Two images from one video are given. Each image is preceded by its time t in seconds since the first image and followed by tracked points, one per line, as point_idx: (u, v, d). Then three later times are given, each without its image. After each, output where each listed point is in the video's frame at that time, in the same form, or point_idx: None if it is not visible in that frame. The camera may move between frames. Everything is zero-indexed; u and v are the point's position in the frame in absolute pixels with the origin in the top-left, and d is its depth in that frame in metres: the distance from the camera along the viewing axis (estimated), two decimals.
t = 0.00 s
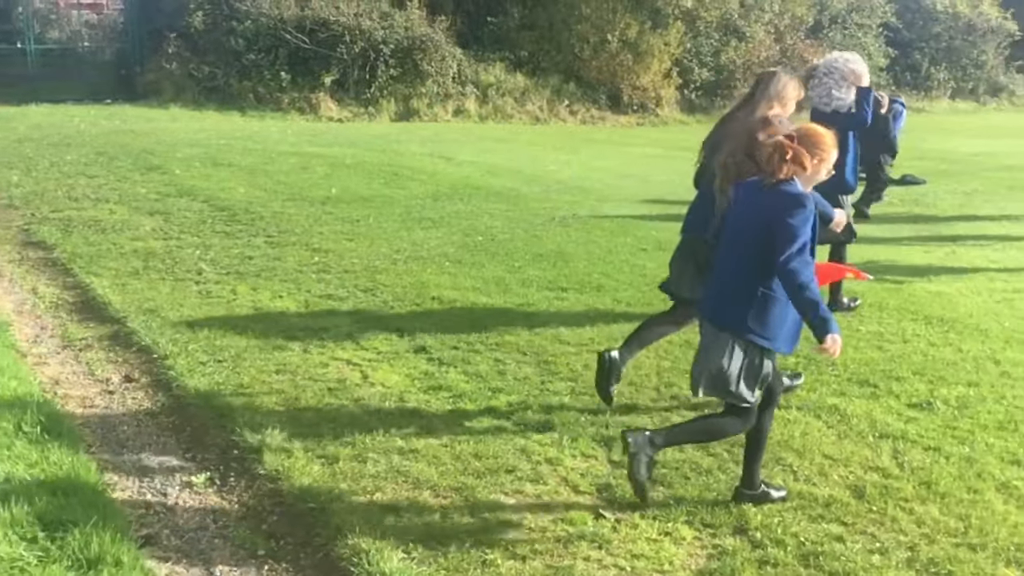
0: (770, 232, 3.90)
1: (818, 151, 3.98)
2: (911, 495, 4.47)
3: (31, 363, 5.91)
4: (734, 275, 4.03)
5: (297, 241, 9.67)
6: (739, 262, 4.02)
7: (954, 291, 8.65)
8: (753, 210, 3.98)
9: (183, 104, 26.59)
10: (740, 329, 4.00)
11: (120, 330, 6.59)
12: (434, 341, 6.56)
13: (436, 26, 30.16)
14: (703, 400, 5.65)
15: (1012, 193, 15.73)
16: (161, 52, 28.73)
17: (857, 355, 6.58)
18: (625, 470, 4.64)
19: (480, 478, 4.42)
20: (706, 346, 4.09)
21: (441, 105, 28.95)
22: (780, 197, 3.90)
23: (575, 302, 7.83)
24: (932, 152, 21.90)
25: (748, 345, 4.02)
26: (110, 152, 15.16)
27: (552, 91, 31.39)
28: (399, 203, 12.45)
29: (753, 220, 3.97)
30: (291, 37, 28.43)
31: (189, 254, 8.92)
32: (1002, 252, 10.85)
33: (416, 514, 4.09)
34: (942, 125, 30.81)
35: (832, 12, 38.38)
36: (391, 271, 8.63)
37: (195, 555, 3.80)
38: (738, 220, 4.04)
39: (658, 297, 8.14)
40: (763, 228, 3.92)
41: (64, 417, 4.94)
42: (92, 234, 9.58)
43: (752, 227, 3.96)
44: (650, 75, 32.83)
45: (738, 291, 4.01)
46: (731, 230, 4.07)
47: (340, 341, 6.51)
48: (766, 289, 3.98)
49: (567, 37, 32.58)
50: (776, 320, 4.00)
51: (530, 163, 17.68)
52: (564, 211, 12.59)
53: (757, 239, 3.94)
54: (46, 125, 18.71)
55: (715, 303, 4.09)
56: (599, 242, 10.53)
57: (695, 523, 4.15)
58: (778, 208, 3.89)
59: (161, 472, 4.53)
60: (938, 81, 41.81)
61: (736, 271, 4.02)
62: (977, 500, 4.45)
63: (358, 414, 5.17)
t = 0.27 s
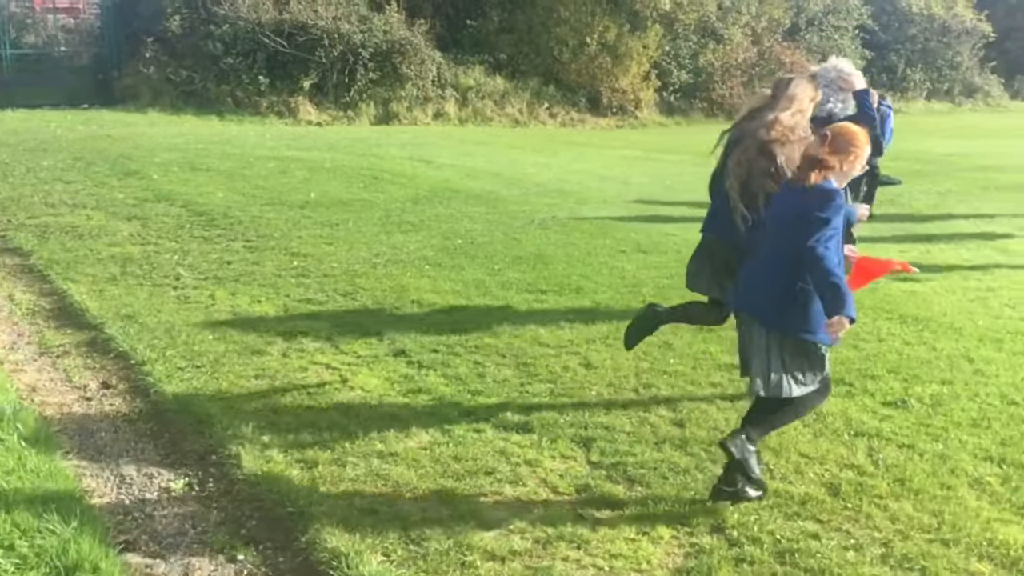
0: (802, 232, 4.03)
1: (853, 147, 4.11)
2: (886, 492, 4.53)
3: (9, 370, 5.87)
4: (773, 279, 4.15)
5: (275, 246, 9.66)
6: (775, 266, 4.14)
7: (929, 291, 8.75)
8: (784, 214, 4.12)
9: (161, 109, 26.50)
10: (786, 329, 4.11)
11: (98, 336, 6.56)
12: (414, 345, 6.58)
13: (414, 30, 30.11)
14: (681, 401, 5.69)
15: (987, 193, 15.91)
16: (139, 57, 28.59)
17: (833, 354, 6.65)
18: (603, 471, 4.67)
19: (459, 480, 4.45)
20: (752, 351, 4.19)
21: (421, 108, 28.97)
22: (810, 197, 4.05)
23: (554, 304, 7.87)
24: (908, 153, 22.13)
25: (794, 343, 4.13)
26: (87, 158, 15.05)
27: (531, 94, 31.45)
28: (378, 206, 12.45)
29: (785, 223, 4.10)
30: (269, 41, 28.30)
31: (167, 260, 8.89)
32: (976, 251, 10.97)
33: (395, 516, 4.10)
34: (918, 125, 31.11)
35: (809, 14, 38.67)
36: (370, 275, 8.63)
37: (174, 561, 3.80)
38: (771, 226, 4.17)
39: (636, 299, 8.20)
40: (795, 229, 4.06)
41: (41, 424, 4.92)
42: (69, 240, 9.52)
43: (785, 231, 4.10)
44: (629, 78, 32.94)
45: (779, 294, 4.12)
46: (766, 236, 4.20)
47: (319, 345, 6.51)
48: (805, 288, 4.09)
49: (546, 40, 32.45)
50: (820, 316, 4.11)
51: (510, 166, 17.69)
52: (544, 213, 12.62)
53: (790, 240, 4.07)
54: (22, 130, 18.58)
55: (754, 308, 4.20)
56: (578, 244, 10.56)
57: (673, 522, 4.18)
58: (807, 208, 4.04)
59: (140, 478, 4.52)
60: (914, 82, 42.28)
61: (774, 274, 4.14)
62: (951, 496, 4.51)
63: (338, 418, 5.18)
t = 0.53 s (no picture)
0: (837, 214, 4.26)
1: (893, 135, 4.36)
2: (860, 488, 4.58)
3: None
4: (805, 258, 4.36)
5: (253, 250, 9.62)
6: (809, 245, 4.35)
7: (905, 289, 8.82)
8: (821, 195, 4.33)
9: (136, 113, 26.35)
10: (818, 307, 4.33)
11: (74, 342, 6.53)
12: (393, 347, 6.58)
13: (392, 32, 30.08)
14: (659, 400, 5.73)
15: (961, 191, 16.09)
16: (114, 60, 28.38)
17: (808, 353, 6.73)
18: (581, 471, 4.70)
19: (437, 483, 4.46)
20: (784, 327, 4.39)
21: (400, 110, 28.94)
22: (843, 180, 4.27)
23: (533, 305, 7.89)
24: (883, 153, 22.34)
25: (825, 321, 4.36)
26: (62, 163, 14.91)
27: (510, 95, 31.49)
28: (357, 209, 12.42)
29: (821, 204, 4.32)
30: (245, 44, 28.17)
31: (143, 264, 8.83)
32: (951, 249, 11.09)
33: (373, 518, 4.11)
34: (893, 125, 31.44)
35: (785, 15, 38.93)
36: (349, 278, 8.62)
37: (151, 567, 3.79)
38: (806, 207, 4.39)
39: (615, 299, 8.24)
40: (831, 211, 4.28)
41: (16, 431, 4.88)
42: (44, 246, 9.44)
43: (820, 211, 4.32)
44: (607, 80, 32.98)
45: (810, 273, 4.34)
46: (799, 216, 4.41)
47: (297, 348, 6.51)
48: (838, 268, 4.31)
49: (523, 42, 32.49)
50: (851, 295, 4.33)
51: (489, 168, 17.71)
52: (523, 215, 12.65)
53: (824, 221, 4.29)
54: None
55: (787, 287, 4.41)
56: (556, 245, 10.60)
57: (650, 521, 4.21)
58: (844, 190, 4.26)
59: (117, 483, 4.50)
60: (889, 82, 42.80)
61: (808, 253, 4.35)
62: (925, 491, 4.57)
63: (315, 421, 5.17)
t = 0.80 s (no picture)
0: (860, 207, 4.46)
1: (918, 135, 4.56)
2: (833, 489, 4.63)
3: None
4: (833, 247, 4.62)
5: (228, 257, 9.58)
6: (837, 236, 4.60)
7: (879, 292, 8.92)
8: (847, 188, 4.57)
9: (110, 121, 26.20)
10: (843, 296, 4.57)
11: (46, 351, 6.47)
12: (369, 353, 6.57)
13: (368, 37, 30.03)
14: (635, 402, 5.77)
15: (933, 193, 16.29)
16: (87, 67, 28.20)
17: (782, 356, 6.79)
18: (557, 475, 4.71)
19: (412, 488, 4.47)
20: (811, 315, 4.69)
21: (376, 116, 28.94)
22: (870, 177, 4.47)
23: (509, 309, 7.91)
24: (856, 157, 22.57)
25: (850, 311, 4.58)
26: (35, 171, 14.79)
27: (486, 100, 31.53)
28: (333, 215, 12.39)
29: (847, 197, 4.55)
30: (220, 50, 28.03)
31: (117, 272, 8.77)
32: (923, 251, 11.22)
33: (348, 525, 4.11)
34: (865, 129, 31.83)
35: (759, 20, 39.19)
36: (325, 284, 8.60)
37: None
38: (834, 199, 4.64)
39: (591, 303, 8.27)
40: (854, 204, 4.49)
41: None
42: (16, 254, 9.36)
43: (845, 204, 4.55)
44: (583, 84, 33.11)
45: (837, 263, 4.58)
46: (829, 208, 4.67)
47: (273, 355, 6.49)
48: (863, 259, 4.53)
49: (500, 47, 32.48)
50: (877, 286, 4.53)
51: (466, 173, 17.71)
52: (500, 220, 12.66)
53: (849, 216, 4.52)
54: None
55: (814, 276, 4.70)
56: (533, 250, 10.62)
57: (625, 524, 4.23)
58: (867, 185, 4.46)
59: (90, 493, 4.47)
60: (862, 86, 43.28)
61: (834, 244, 4.61)
62: (895, 491, 4.62)
63: (291, 428, 5.16)
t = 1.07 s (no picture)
0: (886, 215, 4.71)
1: (937, 146, 4.82)
2: (807, 493, 4.67)
3: None
4: (857, 254, 4.86)
5: (203, 267, 9.53)
6: (862, 243, 4.83)
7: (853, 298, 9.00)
8: (869, 198, 4.82)
9: (85, 130, 26.08)
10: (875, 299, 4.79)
11: (19, 363, 6.41)
12: (345, 363, 6.55)
13: (345, 46, 29.98)
14: (611, 410, 5.79)
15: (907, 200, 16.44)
16: (62, 76, 28.07)
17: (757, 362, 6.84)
18: (534, 483, 4.72)
19: (388, 498, 4.46)
20: (841, 322, 4.91)
21: (353, 125, 28.90)
22: (899, 194, 4.69)
23: (486, 318, 7.92)
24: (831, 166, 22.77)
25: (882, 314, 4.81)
26: (8, 181, 14.66)
27: (464, 109, 31.56)
28: (310, 224, 12.35)
29: (870, 206, 4.80)
30: (196, 59, 27.94)
31: (91, 283, 8.71)
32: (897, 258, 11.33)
33: (323, 535, 4.09)
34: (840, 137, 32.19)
35: (734, 29, 39.37)
36: (301, 293, 8.57)
37: None
38: (855, 208, 4.90)
39: (568, 310, 8.29)
40: (878, 213, 4.74)
41: None
42: None
43: (872, 212, 4.78)
44: (561, 93, 33.19)
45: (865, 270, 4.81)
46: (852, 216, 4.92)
47: (249, 366, 6.46)
48: (893, 270, 4.76)
49: (478, 56, 32.48)
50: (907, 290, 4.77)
51: (444, 182, 17.70)
52: (477, 229, 12.65)
53: (880, 232, 4.73)
54: None
55: (843, 283, 4.92)
56: (510, 259, 10.63)
57: (601, 530, 4.25)
58: (893, 192, 4.71)
59: (63, 506, 4.43)
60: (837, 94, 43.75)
61: (861, 251, 4.84)
62: (869, 495, 4.67)
63: (266, 439, 5.14)
